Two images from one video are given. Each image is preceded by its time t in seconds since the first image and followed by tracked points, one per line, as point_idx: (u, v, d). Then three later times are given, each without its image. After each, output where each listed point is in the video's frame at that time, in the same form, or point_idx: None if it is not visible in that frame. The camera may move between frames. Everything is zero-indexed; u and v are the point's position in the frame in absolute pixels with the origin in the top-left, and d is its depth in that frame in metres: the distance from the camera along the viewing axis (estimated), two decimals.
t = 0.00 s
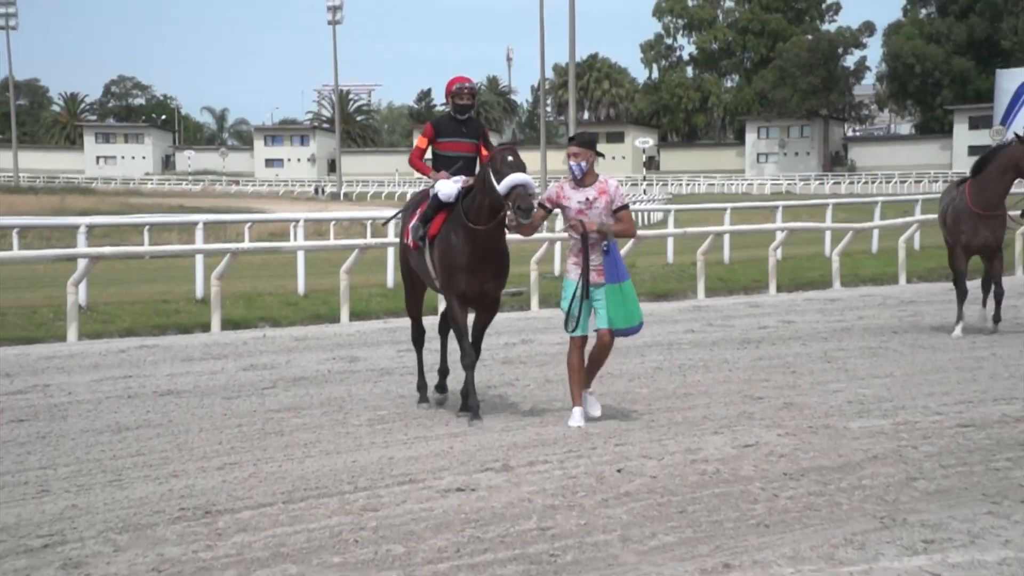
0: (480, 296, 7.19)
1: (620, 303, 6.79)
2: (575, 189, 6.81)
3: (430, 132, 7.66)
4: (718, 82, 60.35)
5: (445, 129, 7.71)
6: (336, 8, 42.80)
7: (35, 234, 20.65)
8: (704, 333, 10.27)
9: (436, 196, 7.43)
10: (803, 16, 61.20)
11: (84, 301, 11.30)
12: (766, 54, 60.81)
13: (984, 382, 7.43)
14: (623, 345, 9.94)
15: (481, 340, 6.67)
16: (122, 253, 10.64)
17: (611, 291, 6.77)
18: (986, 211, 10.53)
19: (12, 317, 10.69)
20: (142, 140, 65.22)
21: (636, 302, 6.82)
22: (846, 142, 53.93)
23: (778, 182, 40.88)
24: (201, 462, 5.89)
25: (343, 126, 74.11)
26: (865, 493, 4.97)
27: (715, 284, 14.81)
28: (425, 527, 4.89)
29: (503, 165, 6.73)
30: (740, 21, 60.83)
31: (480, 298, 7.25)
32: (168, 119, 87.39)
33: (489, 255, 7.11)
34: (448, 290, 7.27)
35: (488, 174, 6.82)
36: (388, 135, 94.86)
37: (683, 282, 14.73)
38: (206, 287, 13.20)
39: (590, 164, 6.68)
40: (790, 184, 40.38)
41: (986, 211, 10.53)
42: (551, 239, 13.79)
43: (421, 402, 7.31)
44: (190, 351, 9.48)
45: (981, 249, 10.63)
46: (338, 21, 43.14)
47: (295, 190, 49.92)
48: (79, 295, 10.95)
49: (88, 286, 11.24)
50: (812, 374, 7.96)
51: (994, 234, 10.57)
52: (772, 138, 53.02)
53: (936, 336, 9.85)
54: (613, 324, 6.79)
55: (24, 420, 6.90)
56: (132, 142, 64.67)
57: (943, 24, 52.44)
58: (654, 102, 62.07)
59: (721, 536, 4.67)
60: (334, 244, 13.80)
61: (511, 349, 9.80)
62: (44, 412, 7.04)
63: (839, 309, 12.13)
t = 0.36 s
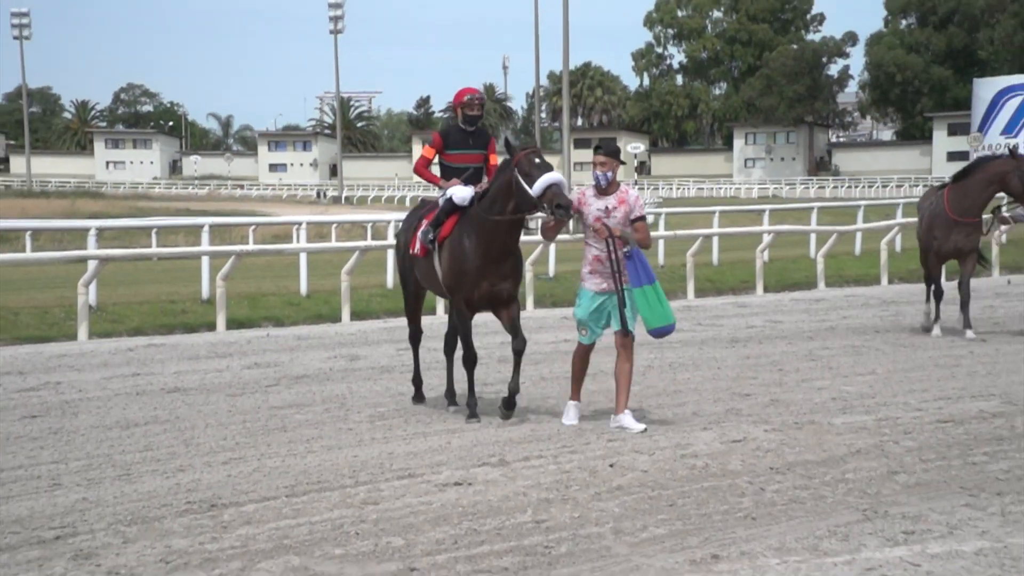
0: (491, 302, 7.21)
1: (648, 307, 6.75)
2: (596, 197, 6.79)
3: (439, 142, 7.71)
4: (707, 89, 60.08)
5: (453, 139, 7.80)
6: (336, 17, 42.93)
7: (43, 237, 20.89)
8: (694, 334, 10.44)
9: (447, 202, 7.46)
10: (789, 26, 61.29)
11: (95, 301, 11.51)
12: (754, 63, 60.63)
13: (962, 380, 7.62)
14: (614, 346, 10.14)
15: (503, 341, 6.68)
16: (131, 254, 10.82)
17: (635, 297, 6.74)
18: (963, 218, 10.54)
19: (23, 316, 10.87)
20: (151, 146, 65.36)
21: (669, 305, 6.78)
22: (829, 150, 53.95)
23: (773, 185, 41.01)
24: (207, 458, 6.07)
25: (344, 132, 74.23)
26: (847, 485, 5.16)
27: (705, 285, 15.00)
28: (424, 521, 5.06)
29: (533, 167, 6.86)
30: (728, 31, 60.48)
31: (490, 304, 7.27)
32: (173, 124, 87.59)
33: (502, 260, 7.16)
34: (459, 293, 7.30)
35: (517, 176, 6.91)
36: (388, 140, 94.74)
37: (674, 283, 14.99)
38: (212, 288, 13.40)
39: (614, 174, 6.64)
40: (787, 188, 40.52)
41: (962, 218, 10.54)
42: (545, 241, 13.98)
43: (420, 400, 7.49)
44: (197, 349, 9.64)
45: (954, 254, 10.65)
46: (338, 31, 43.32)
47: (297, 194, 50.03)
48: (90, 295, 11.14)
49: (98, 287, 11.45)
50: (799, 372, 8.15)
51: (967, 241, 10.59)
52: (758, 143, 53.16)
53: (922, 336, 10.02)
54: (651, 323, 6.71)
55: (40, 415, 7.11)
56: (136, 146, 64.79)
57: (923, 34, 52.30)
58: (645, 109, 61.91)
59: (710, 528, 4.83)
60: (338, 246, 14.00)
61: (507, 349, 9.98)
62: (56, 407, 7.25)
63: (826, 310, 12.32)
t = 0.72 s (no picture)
0: (487, 302, 7.17)
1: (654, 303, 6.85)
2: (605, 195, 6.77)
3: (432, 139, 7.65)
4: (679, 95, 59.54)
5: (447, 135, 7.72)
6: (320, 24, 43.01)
7: (29, 240, 20.97)
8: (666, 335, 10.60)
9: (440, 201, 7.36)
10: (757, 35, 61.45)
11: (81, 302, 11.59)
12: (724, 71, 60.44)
13: (924, 376, 7.83)
14: (589, 345, 10.31)
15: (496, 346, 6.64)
16: (115, 255, 10.89)
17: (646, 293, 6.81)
18: (932, 222, 10.70)
19: (10, 317, 10.94)
20: (137, 150, 65.11)
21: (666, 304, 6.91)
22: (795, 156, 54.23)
23: (749, 189, 41.28)
24: (191, 454, 6.17)
25: (326, 136, 74.13)
26: (813, 478, 5.34)
27: (677, 285, 15.18)
28: (404, 515, 5.19)
29: (541, 170, 6.79)
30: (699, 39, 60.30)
31: (488, 303, 7.22)
32: (155, 129, 87.26)
33: (500, 261, 7.12)
34: (453, 293, 7.22)
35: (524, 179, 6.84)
36: (370, 144, 94.59)
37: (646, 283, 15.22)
38: (197, 288, 13.49)
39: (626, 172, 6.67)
40: (762, 191, 40.81)
41: (932, 222, 10.70)
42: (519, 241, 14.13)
43: (400, 397, 7.62)
44: (181, 349, 9.73)
45: (922, 255, 10.78)
46: (320, 38, 43.31)
47: (279, 197, 49.92)
48: (75, 296, 11.22)
49: (83, 287, 11.53)
50: (768, 369, 8.33)
51: (937, 244, 10.73)
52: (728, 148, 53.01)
53: (891, 336, 10.23)
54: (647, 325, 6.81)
55: (24, 413, 7.20)
56: (122, 150, 64.69)
57: (886, 44, 53.22)
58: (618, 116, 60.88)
59: (682, 521, 4.99)
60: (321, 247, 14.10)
61: (485, 348, 10.12)
62: (42, 405, 7.33)
63: (795, 310, 12.52)
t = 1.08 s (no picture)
0: (475, 305, 7.13)
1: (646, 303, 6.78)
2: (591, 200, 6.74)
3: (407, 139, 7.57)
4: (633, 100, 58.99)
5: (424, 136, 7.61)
6: (280, 28, 42.87)
7: None
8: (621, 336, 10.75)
9: (415, 205, 7.26)
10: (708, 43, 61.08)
11: (40, 302, 11.55)
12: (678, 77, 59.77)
13: (867, 373, 8.06)
14: (545, 344, 10.44)
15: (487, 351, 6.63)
16: (75, 256, 10.85)
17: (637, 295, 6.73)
18: (880, 219, 10.87)
19: None
20: (95, 152, 64.47)
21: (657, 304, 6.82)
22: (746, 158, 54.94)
23: (707, 192, 41.66)
24: (151, 453, 6.21)
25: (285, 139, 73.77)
26: (761, 472, 5.49)
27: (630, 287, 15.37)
28: (363, 512, 5.28)
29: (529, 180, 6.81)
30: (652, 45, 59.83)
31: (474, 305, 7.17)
32: (111, 132, 86.32)
33: (487, 261, 7.09)
34: (439, 297, 7.16)
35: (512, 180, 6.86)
36: (329, 147, 94.29)
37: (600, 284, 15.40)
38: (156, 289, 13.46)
39: (606, 174, 6.65)
40: (719, 193, 41.21)
41: (880, 219, 10.87)
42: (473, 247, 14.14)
43: (361, 395, 7.69)
44: (141, 348, 9.73)
45: (872, 255, 10.93)
46: (280, 41, 43.10)
47: (239, 199, 49.59)
48: (34, 296, 11.16)
49: (42, 287, 11.48)
50: (719, 367, 8.51)
51: (885, 243, 10.92)
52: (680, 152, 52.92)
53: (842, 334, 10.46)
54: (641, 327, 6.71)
55: None
56: (81, 152, 64.08)
57: (829, 51, 55.06)
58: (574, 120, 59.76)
59: (635, 515, 5.12)
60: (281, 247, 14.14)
61: (443, 347, 10.21)
62: None
63: (747, 310, 12.74)
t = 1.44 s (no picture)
0: (467, 305, 7.08)
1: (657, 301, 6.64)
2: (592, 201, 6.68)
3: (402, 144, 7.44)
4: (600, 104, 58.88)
5: (416, 142, 7.53)
6: (253, 32, 42.81)
7: None
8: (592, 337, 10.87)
9: (411, 205, 7.30)
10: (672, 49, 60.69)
11: (14, 302, 11.54)
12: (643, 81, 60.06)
13: (827, 370, 8.23)
14: (515, 342, 10.56)
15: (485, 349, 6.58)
16: (50, 255, 10.86)
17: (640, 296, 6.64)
18: (838, 224, 11.00)
19: None
20: (70, 153, 64.28)
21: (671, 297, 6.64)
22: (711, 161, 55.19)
23: (679, 193, 41.94)
24: (126, 450, 6.28)
25: (259, 140, 73.60)
26: (724, 467, 5.64)
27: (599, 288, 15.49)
28: (336, 507, 5.38)
29: (519, 170, 6.74)
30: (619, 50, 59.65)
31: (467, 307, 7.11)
32: (85, 134, 85.81)
33: (480, 262, 7.05)
34: (432, 295, 7.12)
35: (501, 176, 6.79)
36: (302, 149, 94.17)
37: (568, 283, 15.53)
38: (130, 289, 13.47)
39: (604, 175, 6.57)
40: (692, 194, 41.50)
41: (838, 224, 11.00)
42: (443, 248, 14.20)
43: (335, 394, 7.77)
44: (115, 347, 9.76)
45: (830, 256, 11.08)
46: (254, 45, 43.04)
47: (214, 199, 49.50)
48: (9, 296, 11.17)
49: (17, 287, 11.48)
50: (684, 365, 8.66)
51: (843, 245, 11.03)
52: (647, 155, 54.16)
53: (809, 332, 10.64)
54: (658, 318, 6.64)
55: None
56: (56, 154, 63.76)
57: (789, 56, 55.32)
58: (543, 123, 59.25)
59: (602, 509, 5.24)
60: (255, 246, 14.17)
61: (413, 346, 10.29)
62: None
63: (714, 309, 12.89)
